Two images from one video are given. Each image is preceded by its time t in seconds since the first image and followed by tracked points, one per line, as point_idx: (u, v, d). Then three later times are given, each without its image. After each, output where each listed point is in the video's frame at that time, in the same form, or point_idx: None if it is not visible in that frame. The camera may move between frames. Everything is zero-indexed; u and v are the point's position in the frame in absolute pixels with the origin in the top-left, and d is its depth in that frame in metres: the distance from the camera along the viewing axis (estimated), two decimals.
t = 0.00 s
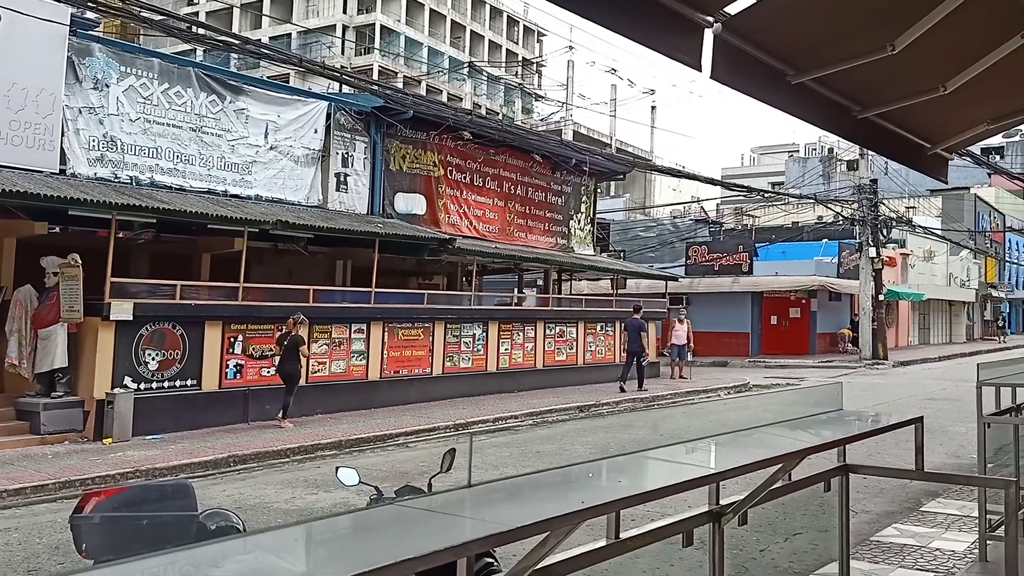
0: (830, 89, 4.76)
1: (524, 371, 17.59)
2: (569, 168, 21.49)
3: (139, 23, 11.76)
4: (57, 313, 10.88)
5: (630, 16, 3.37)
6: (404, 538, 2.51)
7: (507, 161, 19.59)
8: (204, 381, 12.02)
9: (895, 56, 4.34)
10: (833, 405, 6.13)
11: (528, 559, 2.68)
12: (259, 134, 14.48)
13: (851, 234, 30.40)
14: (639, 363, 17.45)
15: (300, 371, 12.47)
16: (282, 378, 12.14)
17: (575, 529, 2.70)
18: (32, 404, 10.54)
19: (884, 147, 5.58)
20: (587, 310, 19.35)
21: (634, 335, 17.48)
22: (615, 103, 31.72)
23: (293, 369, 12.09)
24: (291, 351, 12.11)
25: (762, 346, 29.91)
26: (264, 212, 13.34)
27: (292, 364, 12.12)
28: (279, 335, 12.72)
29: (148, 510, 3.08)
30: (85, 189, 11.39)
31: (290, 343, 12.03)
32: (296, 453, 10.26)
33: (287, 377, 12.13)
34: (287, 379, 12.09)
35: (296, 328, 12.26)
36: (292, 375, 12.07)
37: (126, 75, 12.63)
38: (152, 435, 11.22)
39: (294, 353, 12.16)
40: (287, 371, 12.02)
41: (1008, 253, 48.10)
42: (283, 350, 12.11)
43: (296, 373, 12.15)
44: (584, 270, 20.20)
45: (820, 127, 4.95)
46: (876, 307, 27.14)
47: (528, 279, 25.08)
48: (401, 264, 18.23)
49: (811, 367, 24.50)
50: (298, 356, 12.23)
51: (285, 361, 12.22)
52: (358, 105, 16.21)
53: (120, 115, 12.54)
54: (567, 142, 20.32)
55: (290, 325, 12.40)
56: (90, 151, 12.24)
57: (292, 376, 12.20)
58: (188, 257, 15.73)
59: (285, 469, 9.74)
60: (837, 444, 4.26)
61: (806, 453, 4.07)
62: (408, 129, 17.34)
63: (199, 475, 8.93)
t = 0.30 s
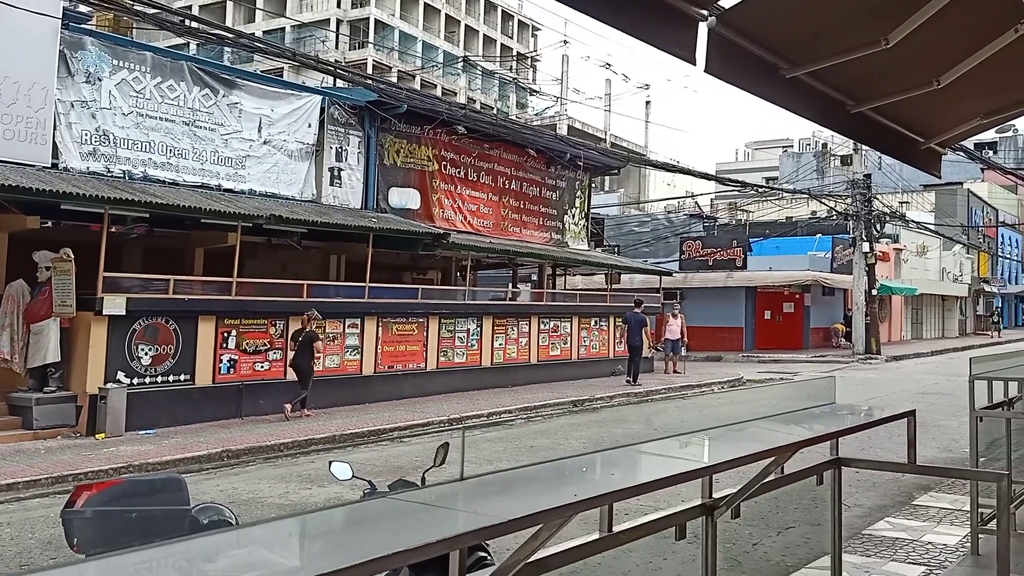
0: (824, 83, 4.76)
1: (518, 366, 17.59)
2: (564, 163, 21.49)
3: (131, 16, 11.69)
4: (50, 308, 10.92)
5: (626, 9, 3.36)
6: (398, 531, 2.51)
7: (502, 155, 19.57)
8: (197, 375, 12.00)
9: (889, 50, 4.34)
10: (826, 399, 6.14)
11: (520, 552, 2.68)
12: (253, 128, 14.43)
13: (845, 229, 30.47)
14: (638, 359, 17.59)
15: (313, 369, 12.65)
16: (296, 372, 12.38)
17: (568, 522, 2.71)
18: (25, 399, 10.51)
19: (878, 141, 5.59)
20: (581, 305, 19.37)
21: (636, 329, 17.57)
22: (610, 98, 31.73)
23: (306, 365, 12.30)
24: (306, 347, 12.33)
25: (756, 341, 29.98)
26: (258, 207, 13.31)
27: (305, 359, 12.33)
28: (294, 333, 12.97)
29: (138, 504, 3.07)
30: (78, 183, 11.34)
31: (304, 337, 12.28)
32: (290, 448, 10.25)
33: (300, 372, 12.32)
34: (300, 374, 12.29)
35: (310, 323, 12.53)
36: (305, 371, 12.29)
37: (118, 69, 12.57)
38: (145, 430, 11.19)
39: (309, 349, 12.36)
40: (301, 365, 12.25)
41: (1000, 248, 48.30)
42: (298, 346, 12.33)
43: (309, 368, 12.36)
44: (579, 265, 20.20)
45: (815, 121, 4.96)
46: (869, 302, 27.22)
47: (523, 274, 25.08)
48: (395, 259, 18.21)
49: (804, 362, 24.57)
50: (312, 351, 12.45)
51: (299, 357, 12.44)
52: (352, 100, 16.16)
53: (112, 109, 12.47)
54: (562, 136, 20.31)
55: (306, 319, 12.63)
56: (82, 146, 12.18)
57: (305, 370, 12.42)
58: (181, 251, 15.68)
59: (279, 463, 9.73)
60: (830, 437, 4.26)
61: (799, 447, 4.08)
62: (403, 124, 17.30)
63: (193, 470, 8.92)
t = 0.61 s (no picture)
0: (813, 82, 4.78)
1: (508, 363, 17.60)
2: (554, 160, 21.50)
3: (119, 11, 11.60)
4: (37, 304, 10.80)
5: (617, 6, 3.36)
6: (383, 528, 2.51)
7: (492, 153, 19.55)
8: (186, 372, 11.94)
9: (877, 50, 4.37)
10: (814, 396, 6.18)
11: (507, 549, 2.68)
12: (242, 124, 14.36)
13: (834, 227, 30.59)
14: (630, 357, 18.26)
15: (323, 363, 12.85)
16: (302, 368, 12.52)
17: (555, 519, 2.72)
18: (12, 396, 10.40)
19: (868, 139, 5.62)
20: (571, 302, 19.37)
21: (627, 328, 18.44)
22: (601, 95, 31.76)
23: (314, 361, 12.47)
24: (314, 343, 12.50)
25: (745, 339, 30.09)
26: (247, 203, 13.25)
27: (314, 356, 12.51)
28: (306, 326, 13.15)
29: (123, 501, 3.04)
30: (65, 179, 11.27)
31: (312, 334, 12.42)
32: (278, 445, 10.22)
33: (309, 368, 12.52)
34: (309, 369, 12.50)
35: (317, 320, 12.67)
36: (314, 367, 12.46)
37: (107, 64, 12.48)
38: (133, 427, 11.13)
39: (316, 345, 12.53)
40: (309, 362, 12.42)
41: (988, 247, 48.62)
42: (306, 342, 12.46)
43: (318, 364, 12.54)
44: (569, 263, 20.21)
45: (804, 120, 4.98)
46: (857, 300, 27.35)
47: (513, 272, 25.11)
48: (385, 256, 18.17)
49: (792, 360, 24.68)
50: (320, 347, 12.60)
51: (308, 352, 12.62)
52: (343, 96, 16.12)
53: (100, 104, 12.39)
54: (552, 134, 20.29)
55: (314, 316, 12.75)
56: (70, 141, 12.10)
57: (311, 366, 12.57)
58: (169, 248, 15.61)
59: (268, 460, 9.70)
60: (816, 434, 4.28)
61: (786, 444, 4.10)
62: (393, 121, 17.27)
63: (181, 467, 8.89)
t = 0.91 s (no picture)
0: (792, 82, 4.82)
1: (488, 360, 17.60)
2: (536, 158, 21.49)
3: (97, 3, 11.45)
4: (11, 299, 10.72)
5: (598, 5, 3.37)
6: (358, 523, 2.50)
7: (474, 150, 19.51)
8: (163, 369, 11.82)
9: (855, 51, 4.41)
10: (790, 394, 6.22)
11: (482, 546, 2.67)
12: (222, 118, 14.24)
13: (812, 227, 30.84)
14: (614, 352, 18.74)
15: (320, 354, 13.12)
16: (306, 361, 12.77)
17: (531, 516, 2.72)
18: None
19: (846, 140, 5.67)
20: (551, 300, 19.39)
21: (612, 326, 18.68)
22: (583, 94, 31.80)
23: (317, 353, 12.73)
24: (316, 336, 12.73)
25: (724, 338, 30.27)
26: (226, 199, 13.14)
27: (316, 348, 12.75)
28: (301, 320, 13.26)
29: (95, 498, 3.03)
30: (41, 172, 11.12)
31: (315, 328, 12.67)
32: (256, 442, 10.14)
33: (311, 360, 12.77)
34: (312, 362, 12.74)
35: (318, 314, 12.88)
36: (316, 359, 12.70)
37: (84, 57, 12.32)
38: (109, 423, 11.01)
39: (318, 337, 12.77)
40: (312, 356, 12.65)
41: (963, 247, 49.23)
42: (308, 336, 12.70)
43: (320, 357, 12.79)
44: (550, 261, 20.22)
45: (784, 120, 5.01)
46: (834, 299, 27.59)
47: (494, 269, 25.10)
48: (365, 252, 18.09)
49: (770, 358, 24.86)
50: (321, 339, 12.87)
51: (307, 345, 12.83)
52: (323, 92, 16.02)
53: (77, 98, 12.24)
54: (534, 131, 20.28)
55: (313, 310, 12.94)
56: (46, 134, 11.95)
57: (314, 358, 12.82)
58: (147, 243, 15.46)
59: (245, 457, 9.63)
60: (792, 431, 4.30)
61: (762, 441, 4.13)
62: (374, 116, 17.19)
63: (157, 464, 8.80)
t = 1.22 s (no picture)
0: (769, 84, 4.86)
1: (465, 359, 17.58)
2: (515, 157, 21.49)
3: None
4: None
5: (579, 4, 3.37)
6: (331, 521, 2.48)
7: (452, 148, 19.47)
8: (135, 366, 11.68)
9: (831, 54, 4.45)
10: (764, 394, 6.27)
11: (454, 544, 2.66)
12: (198, 113, 14.09)
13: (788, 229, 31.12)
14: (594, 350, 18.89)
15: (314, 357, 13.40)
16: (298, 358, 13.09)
17: (503, 514, 2.72)
18: None
19: (822, 143, 5.73)
20: (529, 299, 19.41)
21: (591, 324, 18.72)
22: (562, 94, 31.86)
23: (309, 351, 13.06)
24: (310, 335, 13.08)
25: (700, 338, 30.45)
26: (201, 195, 13.01)
27: (309, 346, 13.06)
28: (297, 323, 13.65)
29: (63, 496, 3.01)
30: (12, 166, 10.95)
31: (308, 327, 13.04)
32: (230, 440, 10.05)
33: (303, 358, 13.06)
34: (303, 359, 13.04)
35: (313, 314, 13.29)
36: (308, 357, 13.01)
37: (58, 49, 12.14)
38: (79, 421, 10.85)
39: (312, 336, 13.13)
40: (304, 352, 12.97)
41: (936, 251, 49.93)
42: (302, 334, 13.05)
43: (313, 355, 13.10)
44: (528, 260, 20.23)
45: (761, 122, 5.06)
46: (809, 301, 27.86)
47: (472, 268, 25.07)
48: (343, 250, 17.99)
49: (746, 359, 25.06)
50: (315, 340, 13.21)
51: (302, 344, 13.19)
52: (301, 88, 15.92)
53: (51, 90, 12.06)
54: (513, 131, 20.30)
55: (308, 309, 13.32)
56: (18, 128, 11.76)
57: (307, 357, 13.14)
58: (121, 238, 15.28)
59: (219, 455, 9.54)
60: (765, 430, 4.34)
61: (735, 440, 4.16)
62: (353, 114, 17.10)
63: (128, 463, 8.69)
